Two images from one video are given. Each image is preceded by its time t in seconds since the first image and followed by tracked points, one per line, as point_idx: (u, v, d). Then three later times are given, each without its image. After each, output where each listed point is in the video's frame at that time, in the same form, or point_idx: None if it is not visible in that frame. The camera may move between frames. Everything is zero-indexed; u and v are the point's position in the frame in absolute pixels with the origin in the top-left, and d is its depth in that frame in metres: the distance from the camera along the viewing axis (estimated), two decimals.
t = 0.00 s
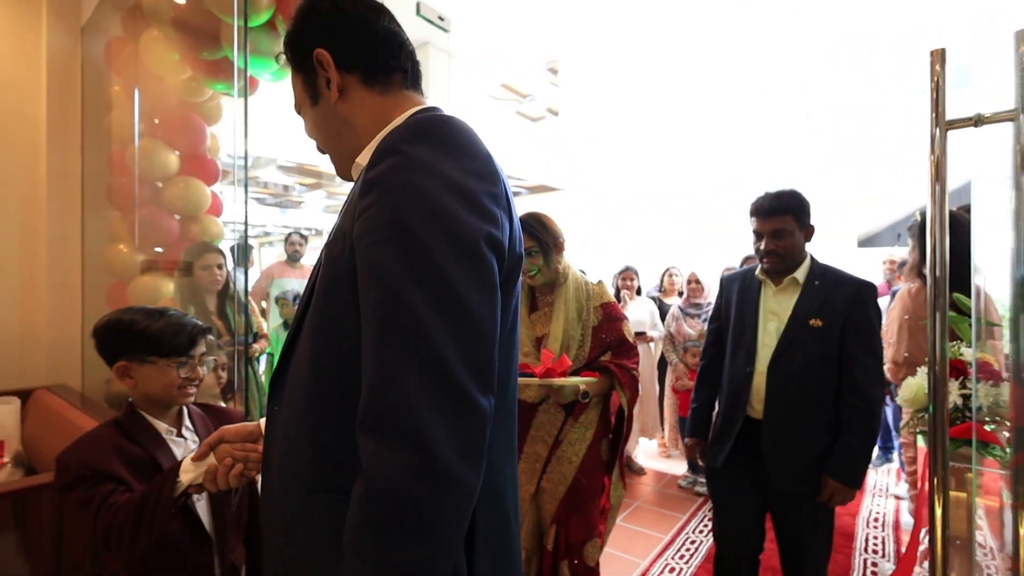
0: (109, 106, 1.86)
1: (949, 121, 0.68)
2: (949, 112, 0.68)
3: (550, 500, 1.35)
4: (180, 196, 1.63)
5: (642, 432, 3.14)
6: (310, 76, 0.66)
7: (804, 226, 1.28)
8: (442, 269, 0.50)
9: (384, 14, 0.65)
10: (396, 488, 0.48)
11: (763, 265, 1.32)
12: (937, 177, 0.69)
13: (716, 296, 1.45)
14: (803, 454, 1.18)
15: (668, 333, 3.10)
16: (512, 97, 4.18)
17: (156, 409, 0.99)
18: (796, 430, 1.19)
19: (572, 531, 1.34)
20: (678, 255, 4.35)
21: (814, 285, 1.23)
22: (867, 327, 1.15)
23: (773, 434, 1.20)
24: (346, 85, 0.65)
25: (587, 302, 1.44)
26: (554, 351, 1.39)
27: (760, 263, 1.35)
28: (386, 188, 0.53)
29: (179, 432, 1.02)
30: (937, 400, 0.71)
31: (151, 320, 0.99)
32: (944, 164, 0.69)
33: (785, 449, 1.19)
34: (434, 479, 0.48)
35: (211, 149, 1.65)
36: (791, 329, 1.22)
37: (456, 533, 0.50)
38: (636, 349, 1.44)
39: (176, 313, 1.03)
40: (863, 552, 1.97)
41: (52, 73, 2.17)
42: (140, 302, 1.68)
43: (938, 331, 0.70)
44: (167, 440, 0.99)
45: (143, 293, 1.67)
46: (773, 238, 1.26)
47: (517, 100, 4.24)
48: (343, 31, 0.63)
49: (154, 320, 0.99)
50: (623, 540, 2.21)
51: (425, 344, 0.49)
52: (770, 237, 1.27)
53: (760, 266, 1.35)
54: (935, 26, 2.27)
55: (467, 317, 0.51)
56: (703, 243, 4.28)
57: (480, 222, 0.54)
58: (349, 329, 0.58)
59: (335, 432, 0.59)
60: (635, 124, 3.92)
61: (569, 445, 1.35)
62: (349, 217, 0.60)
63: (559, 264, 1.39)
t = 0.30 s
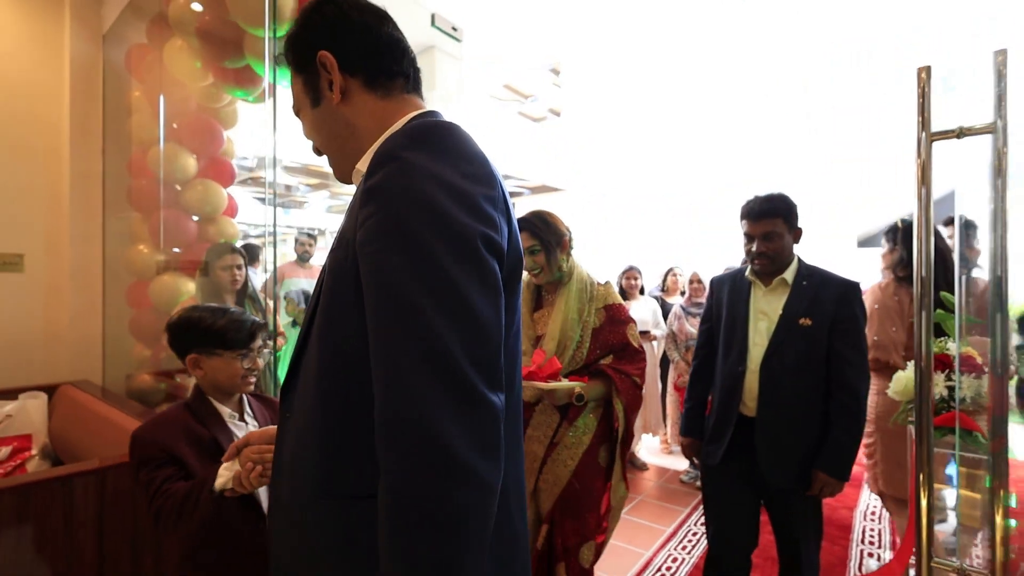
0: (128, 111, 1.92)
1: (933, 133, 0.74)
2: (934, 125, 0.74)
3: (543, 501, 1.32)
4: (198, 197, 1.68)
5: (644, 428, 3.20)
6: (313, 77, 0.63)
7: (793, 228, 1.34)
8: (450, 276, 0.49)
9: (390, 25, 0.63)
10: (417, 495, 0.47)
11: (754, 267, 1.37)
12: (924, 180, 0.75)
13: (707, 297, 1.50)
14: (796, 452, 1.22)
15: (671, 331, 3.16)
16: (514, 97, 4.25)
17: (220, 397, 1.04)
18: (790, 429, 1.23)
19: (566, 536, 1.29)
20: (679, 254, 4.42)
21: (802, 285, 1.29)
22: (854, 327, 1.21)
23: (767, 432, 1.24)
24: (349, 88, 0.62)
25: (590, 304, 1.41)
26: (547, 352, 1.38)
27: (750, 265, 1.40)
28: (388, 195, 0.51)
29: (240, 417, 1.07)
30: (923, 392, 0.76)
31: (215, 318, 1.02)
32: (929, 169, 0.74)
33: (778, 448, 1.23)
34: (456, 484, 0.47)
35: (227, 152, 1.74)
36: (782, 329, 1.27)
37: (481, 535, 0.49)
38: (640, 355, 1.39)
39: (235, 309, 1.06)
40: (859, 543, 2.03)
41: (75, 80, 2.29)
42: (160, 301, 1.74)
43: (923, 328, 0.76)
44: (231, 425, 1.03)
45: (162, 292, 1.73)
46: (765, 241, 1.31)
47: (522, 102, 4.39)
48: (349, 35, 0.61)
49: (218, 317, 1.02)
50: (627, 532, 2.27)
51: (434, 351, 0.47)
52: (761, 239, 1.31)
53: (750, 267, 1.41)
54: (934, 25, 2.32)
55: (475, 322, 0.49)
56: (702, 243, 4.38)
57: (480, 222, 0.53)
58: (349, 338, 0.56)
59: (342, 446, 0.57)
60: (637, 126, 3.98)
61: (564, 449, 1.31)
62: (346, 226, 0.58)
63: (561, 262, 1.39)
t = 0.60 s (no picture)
0: (136, 114, 1.96)
1: (911, 141, 0.81)
2: (912, 133, 0.81)
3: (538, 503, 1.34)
4: (204, 198, 1.72)
5: (641, 426, 3.26)
6: (290, 42, 0.60)
7: (763, 227, 1.40)
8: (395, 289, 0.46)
9: (381, 11, 0.64)
10: (365, 519, 0.45)
11: (727, 265, 1.42)
12: (903, 184, 0.82)
13: (681, 297, 1.55)
14: (769, 446, 1.27)
15: (667, 330, 3.22)
16: (510, 98, 4.30)
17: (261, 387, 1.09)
18: (763, 423, 1.28)
19: (560, 537, 1.32)
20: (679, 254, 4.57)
21: (774, 282, 1.34)
22: (821, 322, 1.27)
23: (741, 425, 1.29)
24: (332, 65, 0.61)
25: (589, 300, 1.41)
26: (540, 348, 1.40)
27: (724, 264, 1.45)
28: (334, 207, 0.49)
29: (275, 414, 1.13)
30: (901, 387, 0.82)
31: (254, 312, 1.07)
32: (907, 172, 0.81)
33: (751, 442, 1.28)
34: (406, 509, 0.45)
35: (232, 154, 1.80)
36: (755, 324, 1.32)
37: (441, 556, 0.47)
38: (639, 356, 1.40)
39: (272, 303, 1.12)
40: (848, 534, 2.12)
41: (83, 83, 2.34)
42: (167, 301, 1.77)
43: (899, 326, 0.82)
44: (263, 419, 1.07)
45: (169, 292, 1.77)
46: (737, 238, 1.36)
47: (517, 104, 4.44)
48: (349, 34, 0.61)
49: (256, 311, 1.07)
50: (624, 524, 2.33)
51: (380, 368, 0.45)
52: (734, 237, 1.37)
53: (723, 266, 1.46)
54: (932, 23, 2.38)
55: (421, 335, 0.46)
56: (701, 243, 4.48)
57: (432, 226, 0.49)
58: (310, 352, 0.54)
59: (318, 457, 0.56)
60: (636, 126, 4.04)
61: (558, 452, 1.33)
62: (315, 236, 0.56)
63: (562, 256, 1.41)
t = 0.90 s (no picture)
0: (138, 114, 1.97)
1: (896, 144, 0.85)
2: (898, 136, 0.85)
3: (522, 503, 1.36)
4: (206, 198, 1.75)
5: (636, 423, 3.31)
6: (278, 24, 0.62)
7: (737, 224, 1.40)
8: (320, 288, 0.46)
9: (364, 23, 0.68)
10: (277, 516, 0.46)
11: (701, 262, 1.42)
12: (888, 184, 0.87)
13: (659, 295, 1.55)
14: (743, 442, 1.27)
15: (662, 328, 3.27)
16: (505, 98, 4.30)
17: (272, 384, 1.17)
18: (736, 419, 1.28)
19: (547, 535, 1.34)
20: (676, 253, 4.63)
21: (745, 279, 1.34)
22: (789, 315, 1.27)
23: (714, 421, 1.29)
24: (317, 58, 0.64)
25: (577, 298, 1.38)
26: (526, 347, 1.37)
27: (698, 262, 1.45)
28: (267, 204, 0.49)
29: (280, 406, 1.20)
30: (888, 381, 0.85)
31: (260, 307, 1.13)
32: (893, 173, 0.86)
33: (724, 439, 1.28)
34: (317, 506, 0.45)
35: (233, 154, 1.84)
36: (727, 320, 1.32)
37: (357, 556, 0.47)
38: (631, 357, 1.36)
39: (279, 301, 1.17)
40: (839, 525, 2.27)
41: (85, 83, 2.36)
42: (168, 299, 1.79)
43: (886, 322, 0.85)
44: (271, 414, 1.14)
45: (171, 291, 1.79)
46: (713, 235, 1.36)
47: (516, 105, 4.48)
48: (335, 31, 0.65)
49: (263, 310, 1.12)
50: (620, 518, 2.38)
51: (302, 366, 0.45)
52: (709, 233, 1.37)
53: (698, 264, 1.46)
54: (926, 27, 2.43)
55: (345, 335, 0.46)
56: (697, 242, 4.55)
57: (360, 224, 0.49)
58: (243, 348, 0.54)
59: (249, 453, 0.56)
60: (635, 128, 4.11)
61: (544, 452, 1.33)
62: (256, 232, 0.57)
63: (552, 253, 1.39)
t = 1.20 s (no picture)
0: (130, 112, 1.96)
1: (887, 144, 0.84)
2: (887, 136, 0.85)
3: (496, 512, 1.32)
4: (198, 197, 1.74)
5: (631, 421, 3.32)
6: (208, 40, 0.65)
7: (715, 224, 1.37)
8: (214, 250, 0.49)
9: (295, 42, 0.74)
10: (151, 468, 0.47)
11: (682, 263, 1.41)
12: (878, 184, 0.86)
13: (641, 295, 1.54)
14: (722, 439, 1.26)
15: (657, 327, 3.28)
16: (502, 98, 4.42)
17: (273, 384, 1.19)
18: (715, 418, 1.27)
19: (527, 541, 1.28)
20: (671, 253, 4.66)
21: (724, 277, 1.33)
22: (769, 312, 1.26)
23: (694, 418, 1.29)
24: (244, 71, 0.68)
25: (550, 299, 1.34)
26: (498, 350, 1.33)
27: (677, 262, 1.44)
28: (167, 174, 0.52)
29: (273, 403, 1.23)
30: (878, 379, 0.85)
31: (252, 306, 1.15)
32: (883, 173, 0.86)
33: (705, 436, 1.27)
34: (199, 460, 0.47)
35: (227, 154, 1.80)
36: (706, 318, 1.31)
37: (230, 512, 0.49)
38: (606, 360, 1.34)
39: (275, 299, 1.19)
40: (831, 523, 2.30)
41: (77, 80, 2.33)
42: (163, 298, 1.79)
43: (877, 320, 0.86)
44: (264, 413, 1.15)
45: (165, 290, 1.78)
46: (690, 234, 1.34)
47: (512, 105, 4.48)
48: (263, 46, 0.69)
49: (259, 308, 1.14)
50: (615, 516, 2.39)
51: (190, 322, 0.47)
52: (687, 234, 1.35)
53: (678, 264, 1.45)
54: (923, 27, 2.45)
55: (238, 296, 0.49)
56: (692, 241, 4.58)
57: (259, 202, 0.53)
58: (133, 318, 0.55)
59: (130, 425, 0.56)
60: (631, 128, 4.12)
61: (519, 459, 1.30)
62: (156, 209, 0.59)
63: (523, 253, 1.35)
